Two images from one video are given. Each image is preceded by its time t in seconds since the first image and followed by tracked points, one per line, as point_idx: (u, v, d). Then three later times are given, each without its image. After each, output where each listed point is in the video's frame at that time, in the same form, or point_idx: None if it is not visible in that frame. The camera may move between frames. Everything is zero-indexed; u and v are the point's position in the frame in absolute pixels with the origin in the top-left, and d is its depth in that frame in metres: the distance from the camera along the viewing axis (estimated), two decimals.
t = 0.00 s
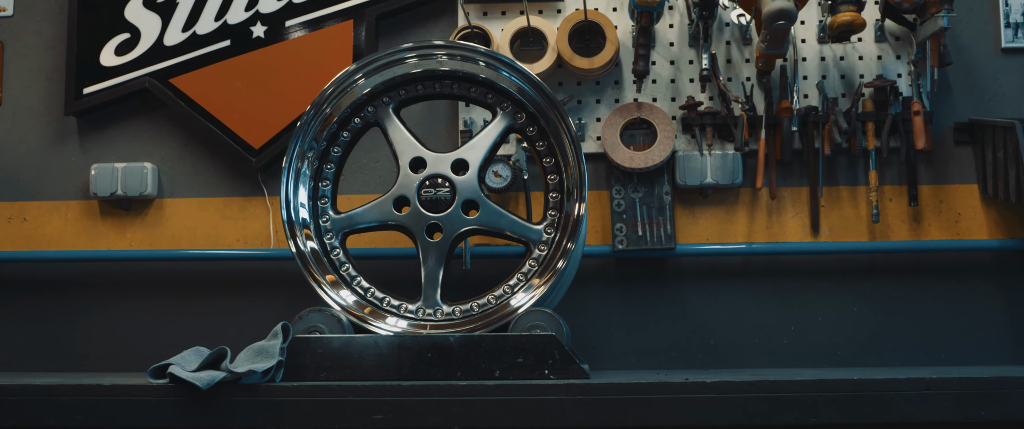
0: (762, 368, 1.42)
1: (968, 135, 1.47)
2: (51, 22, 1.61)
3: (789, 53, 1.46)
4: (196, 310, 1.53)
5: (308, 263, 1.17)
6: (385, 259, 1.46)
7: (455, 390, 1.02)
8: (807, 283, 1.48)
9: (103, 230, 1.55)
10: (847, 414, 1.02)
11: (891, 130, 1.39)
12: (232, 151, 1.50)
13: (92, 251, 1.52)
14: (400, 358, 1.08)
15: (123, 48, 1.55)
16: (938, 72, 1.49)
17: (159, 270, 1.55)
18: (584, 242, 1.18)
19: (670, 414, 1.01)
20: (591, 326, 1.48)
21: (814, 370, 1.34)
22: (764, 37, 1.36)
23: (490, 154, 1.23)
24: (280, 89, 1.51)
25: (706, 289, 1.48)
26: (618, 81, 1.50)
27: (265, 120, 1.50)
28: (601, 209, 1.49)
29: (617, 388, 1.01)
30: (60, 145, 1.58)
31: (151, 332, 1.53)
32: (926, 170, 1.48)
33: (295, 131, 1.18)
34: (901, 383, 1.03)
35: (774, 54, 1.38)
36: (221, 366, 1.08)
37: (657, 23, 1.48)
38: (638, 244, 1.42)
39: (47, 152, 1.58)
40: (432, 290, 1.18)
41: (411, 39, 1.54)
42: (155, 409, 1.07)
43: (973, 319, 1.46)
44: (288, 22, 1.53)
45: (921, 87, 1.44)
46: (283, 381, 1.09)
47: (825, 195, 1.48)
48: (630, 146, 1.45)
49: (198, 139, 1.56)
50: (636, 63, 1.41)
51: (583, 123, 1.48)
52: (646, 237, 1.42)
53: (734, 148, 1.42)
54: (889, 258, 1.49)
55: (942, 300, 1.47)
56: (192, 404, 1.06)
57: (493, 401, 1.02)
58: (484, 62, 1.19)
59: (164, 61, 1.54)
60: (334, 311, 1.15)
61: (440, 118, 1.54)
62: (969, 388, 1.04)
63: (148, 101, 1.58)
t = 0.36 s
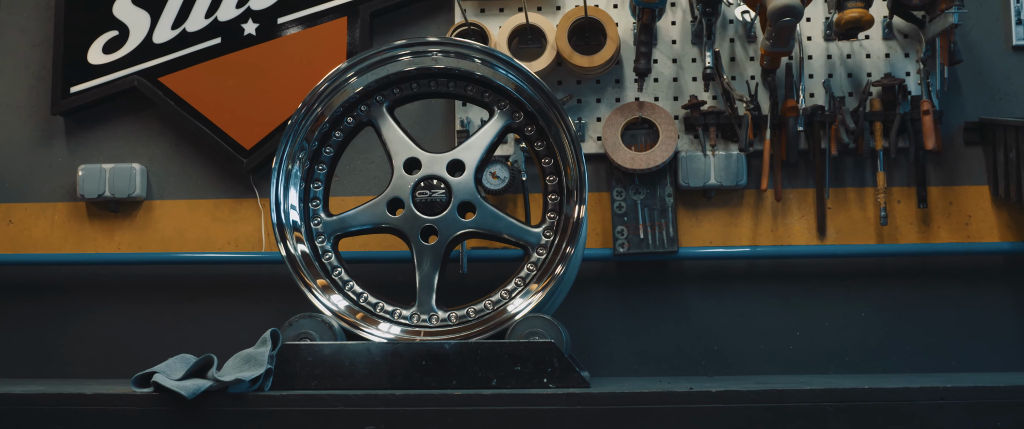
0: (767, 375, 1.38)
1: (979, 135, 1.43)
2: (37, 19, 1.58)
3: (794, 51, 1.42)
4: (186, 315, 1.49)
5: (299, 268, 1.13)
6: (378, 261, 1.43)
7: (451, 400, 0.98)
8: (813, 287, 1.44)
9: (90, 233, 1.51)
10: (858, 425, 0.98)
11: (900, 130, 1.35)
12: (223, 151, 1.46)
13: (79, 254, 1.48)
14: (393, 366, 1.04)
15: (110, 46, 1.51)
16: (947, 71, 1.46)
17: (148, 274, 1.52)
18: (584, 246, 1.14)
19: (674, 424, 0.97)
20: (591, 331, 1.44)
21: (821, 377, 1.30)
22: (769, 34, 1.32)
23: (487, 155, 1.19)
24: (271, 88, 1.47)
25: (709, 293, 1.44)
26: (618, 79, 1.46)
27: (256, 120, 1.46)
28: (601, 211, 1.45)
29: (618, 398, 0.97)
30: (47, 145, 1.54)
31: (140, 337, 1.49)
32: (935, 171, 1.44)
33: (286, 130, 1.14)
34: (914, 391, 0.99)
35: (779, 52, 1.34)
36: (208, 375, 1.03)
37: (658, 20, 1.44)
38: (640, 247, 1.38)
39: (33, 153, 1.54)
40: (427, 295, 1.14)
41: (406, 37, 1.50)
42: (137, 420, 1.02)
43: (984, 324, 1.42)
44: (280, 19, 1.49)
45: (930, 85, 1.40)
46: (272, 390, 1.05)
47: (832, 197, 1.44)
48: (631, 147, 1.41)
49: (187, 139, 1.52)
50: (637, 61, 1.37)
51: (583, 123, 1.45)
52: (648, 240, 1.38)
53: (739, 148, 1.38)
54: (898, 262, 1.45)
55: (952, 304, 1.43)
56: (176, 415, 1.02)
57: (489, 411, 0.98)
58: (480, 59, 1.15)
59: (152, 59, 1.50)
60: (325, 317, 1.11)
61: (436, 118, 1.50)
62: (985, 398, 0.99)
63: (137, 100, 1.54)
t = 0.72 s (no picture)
0: (776, 382, 1.34)
1: (992, 135, 1.39)
2: (26, 16, 1.54)
3: (803, 48, 1.39)
4: (178, 319, 1.45)
5: (292, 271, 1.09)
6: (376, 264, 1.39)
7: (449, 409, 0.94)
8: (822, 291, 1.40)
9: (80, 235, 1.47)
10: None
11: (911, 129, 1.31)
12: (216, 151, 1.43)
13: (68, 256, 1.44)
14: (390, 373, 1.00)
15: (101, 43, 1.48)
16: (959, 69, 1.42)
17: (140, 277, 1.48)
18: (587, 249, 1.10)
19: None
20: (595, 336, 1.40)
21: (831, 383, 1.26)
22: (777, 30, 1.28)
23: (487, 155, 1.15)
24: (265, 86, 1.43)
25: (716, 297, 1.40)
26: (622, 77, 1.42)
27: (250, 119, 1.42)
28: (605, 213, 1.41)
29: (624, 407, 0.93)
30: (36, 145, 1.51)
31: (131, 342, 1.45)
32: (948, 172, 1.40)
33: (279, 129, 1.10)
34: (930, 400, 0.94)
35: (787, 49, 1.30)
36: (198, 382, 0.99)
37: (663, 16, 1.40)
38: (644, 249, 1.35)
39: (22, 153, 1.51)
40: (425, 300, 1.10)
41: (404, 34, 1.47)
42: None
43: (999, 329, 1.38)
44: (274, 16, 1.45)
45: (942, 83, 1.36)
46: (264, 398, 1.01)
47: (841, 199, 1.41)
48: (635, 147, 1.36)
49: (180, 139, 1.48)
50: (641, 59, 1.33)
51: (586, 122, 1.41)
52: (653, 242, 1.35)
53: (746, 148, 1.34)
54: (909, 264, 1.41)
55: (965, 308, 1.39)
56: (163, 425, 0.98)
57: (489, 420, 0.94)
58: (479, 55, 1.11)
59: (144, 56, 1.46)
60: (318, 323, 1.07)
61: (434, 117, 1.47)
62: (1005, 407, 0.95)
63: (129, 99, 1.51)
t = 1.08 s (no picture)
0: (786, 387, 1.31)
1: (1007, 134, 1.36)
2: (19, 12, 1.51)
3: (813, 45, 1.35)
4: (173, 323, 1.42)
5: (289, 273, 1.05)
6: (375, 266, 1.36)
7: (451, 416, 0.90)
8: (833, 294, 1.37)
9: (73, 236, 1.43)
10: None
11: (925, 128, 1.28)
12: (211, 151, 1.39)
13: (60, 258, 1.40)
14: (390, 379, 0.97)
15: (94, 40, 1.44)
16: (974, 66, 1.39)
17: (134, 280, 1.44)
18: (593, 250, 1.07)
19: None
20: (600, 340, 1.36)
21: (843, 389, 1.22)
22: (788, 26, 1.25)
23: (490, 154, 1.11)
24: (262, 84, 1.40)
25: (724, 300, 1.37)
26: (628, 75, 1.39)
27: (247, 117, 1.39)
28: (610, 213, 1.37)
29: (632, 415, 0.89)
30: (27, 145, 1.47)
31: (124, 346, 1.42)
32: (962, 172, 1.37)
33: (276, 126, 1.06)
34: (951, 409, 0.90)
35: (798, 46, 1.27)
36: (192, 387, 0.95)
37: (670, 13, 1.37)
38: (651, 251, 1.31)
39: (13, 153, 1.47)
40: (426, 303, 1.07)
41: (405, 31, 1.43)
42: None
43: (1014, 333, 1.34)
44: (272, 12, 1.42)
45: (957, 81, 1.33)
46: (260, 405, 0.97)
47: (853, 199, 1.37)
48: (642, 146, 1.34)
49: (175, 138, 1.45)
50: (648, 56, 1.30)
51: (592, 121, 1.38)
52: (660, 244, 1.31)
53: (755, 147, 1.30)
54: (922, 267, 1.37)
55: (980, 312, 1.35)
56: None
57: None
58: (482, 51, 1.08)
59: (138, 53, 1.43)
60: (317, 327, 1.03)
61: (436, 116, 1.43)
62: None
63: (123, 97, 1.47)
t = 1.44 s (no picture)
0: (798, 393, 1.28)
1: None
2: (14, 10, 1.48)
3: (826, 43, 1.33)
4: (171, 327, 1.39)
5: (290, 277, 1.02)
6: (378, 270, 1.32)
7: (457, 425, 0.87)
8: (846, 298, 1.34)
9: (68, 238, 1.40)
10: None
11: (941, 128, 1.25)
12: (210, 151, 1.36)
13: (55, 261, 1.37)
14: (394, 386, 0.94)
15: (90, 38, 1.41)
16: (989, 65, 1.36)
17: (131, 283, 1.41)
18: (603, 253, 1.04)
19: None
20: (607, 345, 1.33)
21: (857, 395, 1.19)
22: (800, 24, 1.22)
23: (497, 154, 1.08)
24: (262, 82, 1.37)
25: (734, 304, 1.34)
26: (636, 74, 1.36)
27: (247, 117, 1.36)
28: (618, 215, 1.34)
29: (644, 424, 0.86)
30: (22, 145, 1.44)
31: (121, 351, 1.39)
32: (977, 173, 1.34)
33: (277, 125, 1.03)
34: (974, 416, 0.86)
35: (810, 44, 1.24)
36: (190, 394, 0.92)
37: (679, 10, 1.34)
38: (660, 254, 1.28)
39: (7, 154, 1.44)
40: (431, 307, 1.04)
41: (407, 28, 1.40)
42: None
43: None
44: (272, 9, 1.39)
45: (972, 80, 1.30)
46: (260, 414, 0.93)
47: (866, 201, 1.34)
48: (651, 146, 1.31)
49: (173, 138, 1.42)
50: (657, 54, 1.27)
51: (599, 121, 1.35)
52: (669, 247, 1.28)
53: (767, 148, 1.27)
54: (937, 270, 1.34)
55: (995, 316, 1.32)
56: None
57: None
58: (490, 48, 1.05)
59: (135, 52, 1.40)
60: (318, 332, 1.00)
61: (439, 115, 1.41)
62: None
63: (120, 96, 1.44)
